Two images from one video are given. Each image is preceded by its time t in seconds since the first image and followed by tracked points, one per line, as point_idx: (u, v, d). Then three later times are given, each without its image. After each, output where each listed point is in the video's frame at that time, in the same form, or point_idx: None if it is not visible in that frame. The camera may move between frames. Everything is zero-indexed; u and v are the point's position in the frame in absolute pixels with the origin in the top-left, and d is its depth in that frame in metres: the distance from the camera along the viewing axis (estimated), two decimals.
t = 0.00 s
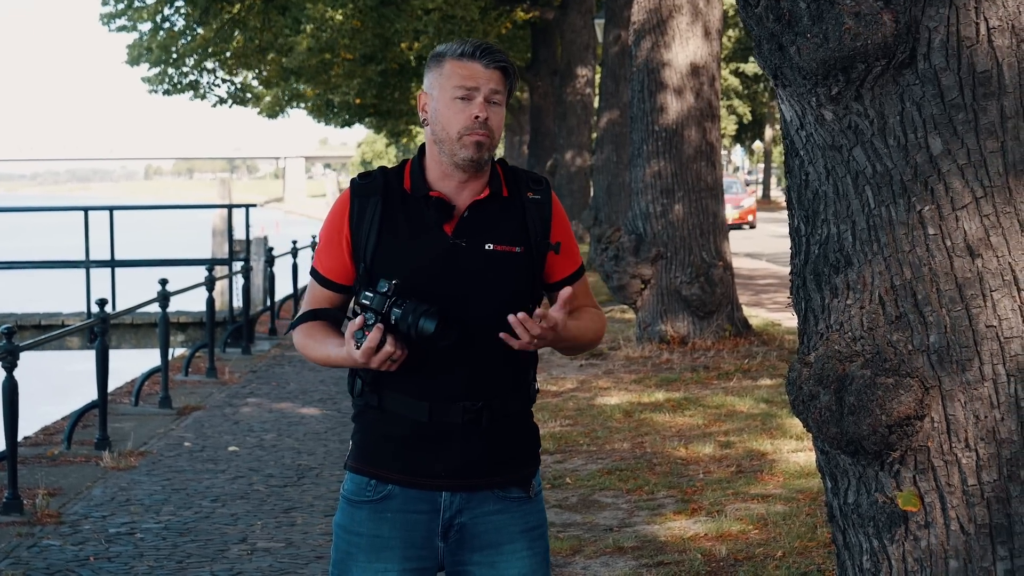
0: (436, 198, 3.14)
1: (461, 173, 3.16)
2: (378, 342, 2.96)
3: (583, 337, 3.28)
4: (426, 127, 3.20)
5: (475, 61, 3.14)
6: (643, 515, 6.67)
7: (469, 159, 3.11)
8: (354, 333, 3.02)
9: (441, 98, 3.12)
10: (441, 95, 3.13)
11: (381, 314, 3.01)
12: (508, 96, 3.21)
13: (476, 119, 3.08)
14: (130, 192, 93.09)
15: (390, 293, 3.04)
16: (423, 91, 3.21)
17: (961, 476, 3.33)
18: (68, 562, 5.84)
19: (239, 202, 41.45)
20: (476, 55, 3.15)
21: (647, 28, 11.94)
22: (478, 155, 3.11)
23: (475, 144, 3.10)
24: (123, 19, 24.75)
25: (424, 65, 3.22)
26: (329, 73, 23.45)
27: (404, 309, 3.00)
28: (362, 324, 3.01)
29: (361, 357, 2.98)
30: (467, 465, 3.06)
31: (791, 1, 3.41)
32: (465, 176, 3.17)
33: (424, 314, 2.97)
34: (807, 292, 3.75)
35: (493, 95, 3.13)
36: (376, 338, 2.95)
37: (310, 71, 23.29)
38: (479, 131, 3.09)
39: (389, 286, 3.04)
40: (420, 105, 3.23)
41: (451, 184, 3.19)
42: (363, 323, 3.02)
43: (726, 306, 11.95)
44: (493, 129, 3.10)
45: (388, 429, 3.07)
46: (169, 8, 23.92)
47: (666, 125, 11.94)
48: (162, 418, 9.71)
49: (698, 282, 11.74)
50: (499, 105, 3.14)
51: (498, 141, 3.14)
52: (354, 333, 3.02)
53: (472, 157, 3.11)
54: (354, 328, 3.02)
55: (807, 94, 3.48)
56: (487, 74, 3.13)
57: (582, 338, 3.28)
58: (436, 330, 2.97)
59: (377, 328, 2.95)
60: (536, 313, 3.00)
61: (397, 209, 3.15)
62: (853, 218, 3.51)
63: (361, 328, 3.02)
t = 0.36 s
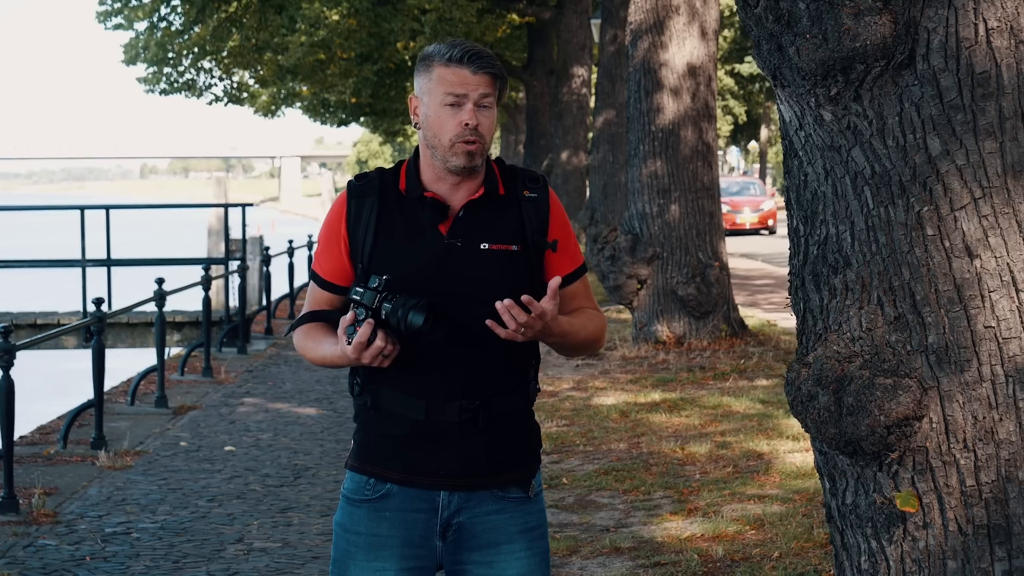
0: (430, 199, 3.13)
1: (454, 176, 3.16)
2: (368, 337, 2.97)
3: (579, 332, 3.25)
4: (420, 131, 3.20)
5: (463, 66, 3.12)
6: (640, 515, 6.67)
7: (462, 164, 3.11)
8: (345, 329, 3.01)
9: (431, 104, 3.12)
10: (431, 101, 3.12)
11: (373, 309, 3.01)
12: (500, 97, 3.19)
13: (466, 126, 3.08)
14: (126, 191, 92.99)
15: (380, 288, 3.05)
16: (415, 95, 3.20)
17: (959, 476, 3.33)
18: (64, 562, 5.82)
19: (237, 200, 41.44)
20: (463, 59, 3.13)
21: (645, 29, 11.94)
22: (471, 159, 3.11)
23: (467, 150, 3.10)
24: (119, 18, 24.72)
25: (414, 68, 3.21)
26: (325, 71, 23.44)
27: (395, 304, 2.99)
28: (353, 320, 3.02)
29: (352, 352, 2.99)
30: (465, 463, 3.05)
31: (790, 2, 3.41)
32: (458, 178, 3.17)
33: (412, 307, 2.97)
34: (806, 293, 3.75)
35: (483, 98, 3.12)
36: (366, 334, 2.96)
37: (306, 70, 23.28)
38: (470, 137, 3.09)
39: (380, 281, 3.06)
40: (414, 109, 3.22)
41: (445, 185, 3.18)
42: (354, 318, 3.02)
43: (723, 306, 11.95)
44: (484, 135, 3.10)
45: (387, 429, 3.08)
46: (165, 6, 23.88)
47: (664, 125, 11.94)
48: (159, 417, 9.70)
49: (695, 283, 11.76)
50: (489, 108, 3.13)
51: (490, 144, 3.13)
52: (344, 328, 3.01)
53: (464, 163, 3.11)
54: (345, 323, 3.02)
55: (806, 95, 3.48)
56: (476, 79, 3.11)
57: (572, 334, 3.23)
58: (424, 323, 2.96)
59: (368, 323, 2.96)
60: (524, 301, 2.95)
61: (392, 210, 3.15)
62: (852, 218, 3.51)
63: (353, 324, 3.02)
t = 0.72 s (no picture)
0: (424, 202, 3.14)
1: (449, 177, 3.16)
2: (376, 351, 2.97)
3: (570, 344, 3.23)
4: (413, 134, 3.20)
5: (454, 65, 3.13)
6: (639, 516, 6.66)
7: (456, 164, 3.11)
8: (353, 342, 3.03)
9: (423, 106, 3.13)
10: (423, 102, 3.13)
11: (378, 322, 3.00)
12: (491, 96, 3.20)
13: (459, 125, 3.08)
14: (124, 192, 93.00)
15: (388, 302, 3.03)
16: (407, 98, 3.21)
17: (959, 477, 3.33)
18: (63, 564, 5.81)
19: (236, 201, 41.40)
20: (454, 59, 3.14)
21: (644, 30, 11.93)
22: (465, 159, 3.11)
23: (461, 150, 3.10)
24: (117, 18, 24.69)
25: (405, 72, 3.22)
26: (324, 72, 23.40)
27: (400, 317, 2.98)
28: (360, 333, 3.01)
29: (360, 366, 3.00)
30: (463, 464, 3.05)
31: (791, 3, 3.41)
32: (453, 179, 3.17)
33: (419, 320, 2.97)
34: (806, 293, 3.75)
35: (475, 97, 3.13)
36: (375, 347, 2.97)
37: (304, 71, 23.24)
38: (463, 137, 3.09)
39: (387, 295, 3.03)
40: (406, 113, 3.23)
41: (440, 187, 3.19)
42: (361, 332, 3.01)
43: (721, 308, 11.95)
44: (477, 134, 3.10)
45: (385, 430, 3.08)
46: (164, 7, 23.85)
47: (662, 126, 11.94)
48: (158, 419, 9.69)
49: (693, 284, 11.77)
50: (482, 107, 3.13)
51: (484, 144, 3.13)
52: (353, 341, 3.02)
53: (458, 162, 3.11)
54: (353, 336, 3.03)
55: (806, 95, 3.48)
56: (467, 78, 3.12)
57: (564, 345, 3.21)
58: (432, 335, 2.97)
59: (375, 336, 2.96)
60: (501, 322, 2.92)
61: (388, 213, 3.16)
62: (851, 219, 3.51)
63: (360, 337, 3.02)
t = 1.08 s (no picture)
0: (413, 205, 3.14)
1: (434, 178, 3.16)
2: (382, 356, 2.96)
3: (548, 361, 3.12)
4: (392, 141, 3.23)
5: (416, 65, 3.16)
6: (638, 517, 6.66)
7: (431, 162, 3.11)
8: (357, 348, 3.01)
9: (393, 110, 3.16)
10: (392, 107, 3.17)
11: (383, 327, 2.99)
12: (463, 92, 3.21)
13: (428, 122, 3.10)
14: (122, 194, 93.00)
15: (391, 307, 3.02)
16: (383, 107, 3.25)
17: (958, 477, 3.33)
18: (61, 566, 5.81)
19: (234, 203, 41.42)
20: (418, 57, 3.17)
21: (642, 30, 11.94)
22: (439, 156, 3.11)
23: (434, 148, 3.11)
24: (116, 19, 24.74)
25: (378, 82, 3.27)
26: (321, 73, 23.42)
27: (405, 321, 2.97)
28: (364, 339, 3.00)
29: (366, 371, 2.99)
30: (459, 466, 3.05)
31: (788, 3, 3.42)
32: (436, 180, 3.16)
33: (425, 323, 2.95)
34: (804, 294, 3.75)
35: (441, 94, 3.15)
36: (380, 353, 2.95)
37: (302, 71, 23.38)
38: (434, 133, 3.10)
39: (389, 300, 3.03)
40: (385, 121, 3.27)
41: (426, 190, 3.18)
42: (366, 338, 3.00)
43: (719, 308, 11.95)
44: (447, 129, 3.11)
45: (381, 432, 3.08)
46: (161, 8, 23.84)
47: (660, 126, 11.95)
48: (155, 420, 9.69)
49: (691, 284, 11.77)
50: (450, 102, 3.15)
51: (458, 138, 3.13)
52: (359, 349, 3.00)
53: (433, 160, 3.11)
54: (357, 342, 3.01)
55: (804, 96, 3.48)
56: (431, 75, 3.15)
57: (554, 357, 3.17)
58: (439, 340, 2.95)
59: (381, 342, 2.95)
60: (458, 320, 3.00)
61: (378, 217, 3.16)
62: (850, 219, 3.51)
63: (365, 343, 3.01)
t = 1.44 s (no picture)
0: (402, 212, 3.16)
1: (421, 183, 3.17)
2: (354, 354, 3.00)
3: (547, 353, 3.13)
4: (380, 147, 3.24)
5: (399, 70, 3.17)
6: (636, 518, 6.66)
7: (415, 166, 3.13)
8: (331, 350, 3.06)
9: (377, 116, 3.18)
10: (376, 112, 3.19)
11: (353, 326, 3.02)
12: (447, 95, 3.22)
13: (410, 126, 3.11)
14: (119, 195, 92.93)
15: (360, 304, 3.05)
16: (369, 113, 3.27)
17: (956, 477, 3.33)
18: (59, 566, 5.81)
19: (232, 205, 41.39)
20: (400, 63, 3.18)
21: (640, 31, 11.94)
22: (422, 158, 3.12)
23: (417, 152, 3.12)
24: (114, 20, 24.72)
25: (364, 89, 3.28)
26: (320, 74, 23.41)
27: (374, 316, 2.99)
28: (337, 339, 3.05)
29: (341, 371, 3.03)
30: (453, 469, 3.05)
31: (786, 4, 3.43)
32: (424, 186, 3.18)
33: (390, 316, 2.96)
34: (802, 295, 3.75)
35: (424, 97, 3.16)
36: (351, 351, 3.00)
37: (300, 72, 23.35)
38: (418, 137, 3.11)
39: (358, 298, 3.06)
40: (372, 127, 3.28)
41: (415, 196, 3.20)
42: (338, 339, 3.05)
43: (717, 309, 11.96)
44: (430, 132, 3.12)
45: (377, 437, 3.09)
46: (160, 9, 23.78)
47: (658, 127, 11.95)
48: (154, 421, 9.68)
49: (689, 285, 11.77)
50: (433, 105, 3.16)
51: (441, 141, 3.14)
52: (332, 349, 3.06)
53: (417, 164, 3.12)
54: (331, 344, 3.07)
55: (802, 97, 3.49)
56: (413, 79, 3.16)
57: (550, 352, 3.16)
58: (404, 331, 2.96)
59: (351, 341, 3.00)
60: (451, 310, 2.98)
61: (368, 224, 3.18)
62: (848, 220, 3.51)
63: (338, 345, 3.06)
